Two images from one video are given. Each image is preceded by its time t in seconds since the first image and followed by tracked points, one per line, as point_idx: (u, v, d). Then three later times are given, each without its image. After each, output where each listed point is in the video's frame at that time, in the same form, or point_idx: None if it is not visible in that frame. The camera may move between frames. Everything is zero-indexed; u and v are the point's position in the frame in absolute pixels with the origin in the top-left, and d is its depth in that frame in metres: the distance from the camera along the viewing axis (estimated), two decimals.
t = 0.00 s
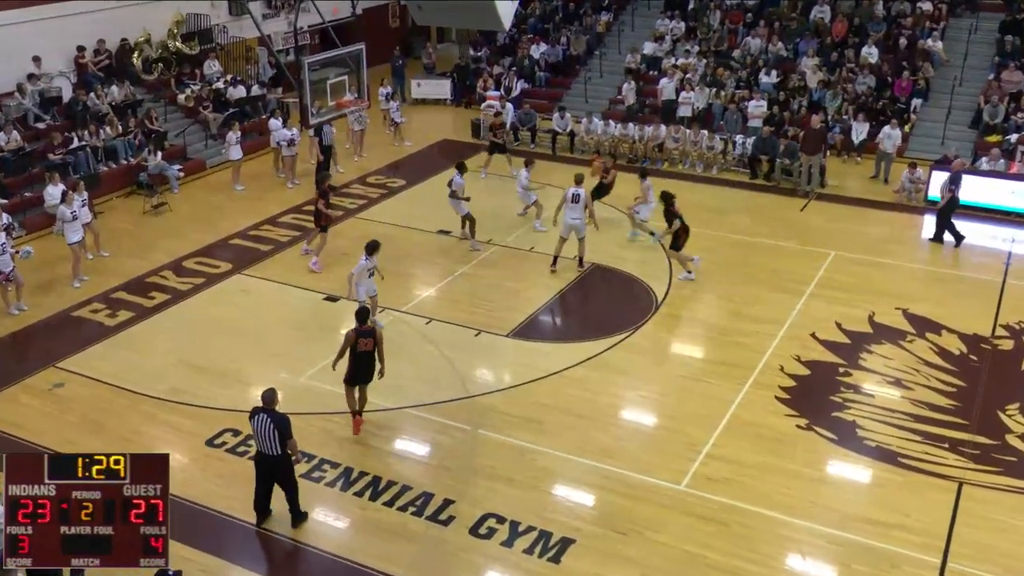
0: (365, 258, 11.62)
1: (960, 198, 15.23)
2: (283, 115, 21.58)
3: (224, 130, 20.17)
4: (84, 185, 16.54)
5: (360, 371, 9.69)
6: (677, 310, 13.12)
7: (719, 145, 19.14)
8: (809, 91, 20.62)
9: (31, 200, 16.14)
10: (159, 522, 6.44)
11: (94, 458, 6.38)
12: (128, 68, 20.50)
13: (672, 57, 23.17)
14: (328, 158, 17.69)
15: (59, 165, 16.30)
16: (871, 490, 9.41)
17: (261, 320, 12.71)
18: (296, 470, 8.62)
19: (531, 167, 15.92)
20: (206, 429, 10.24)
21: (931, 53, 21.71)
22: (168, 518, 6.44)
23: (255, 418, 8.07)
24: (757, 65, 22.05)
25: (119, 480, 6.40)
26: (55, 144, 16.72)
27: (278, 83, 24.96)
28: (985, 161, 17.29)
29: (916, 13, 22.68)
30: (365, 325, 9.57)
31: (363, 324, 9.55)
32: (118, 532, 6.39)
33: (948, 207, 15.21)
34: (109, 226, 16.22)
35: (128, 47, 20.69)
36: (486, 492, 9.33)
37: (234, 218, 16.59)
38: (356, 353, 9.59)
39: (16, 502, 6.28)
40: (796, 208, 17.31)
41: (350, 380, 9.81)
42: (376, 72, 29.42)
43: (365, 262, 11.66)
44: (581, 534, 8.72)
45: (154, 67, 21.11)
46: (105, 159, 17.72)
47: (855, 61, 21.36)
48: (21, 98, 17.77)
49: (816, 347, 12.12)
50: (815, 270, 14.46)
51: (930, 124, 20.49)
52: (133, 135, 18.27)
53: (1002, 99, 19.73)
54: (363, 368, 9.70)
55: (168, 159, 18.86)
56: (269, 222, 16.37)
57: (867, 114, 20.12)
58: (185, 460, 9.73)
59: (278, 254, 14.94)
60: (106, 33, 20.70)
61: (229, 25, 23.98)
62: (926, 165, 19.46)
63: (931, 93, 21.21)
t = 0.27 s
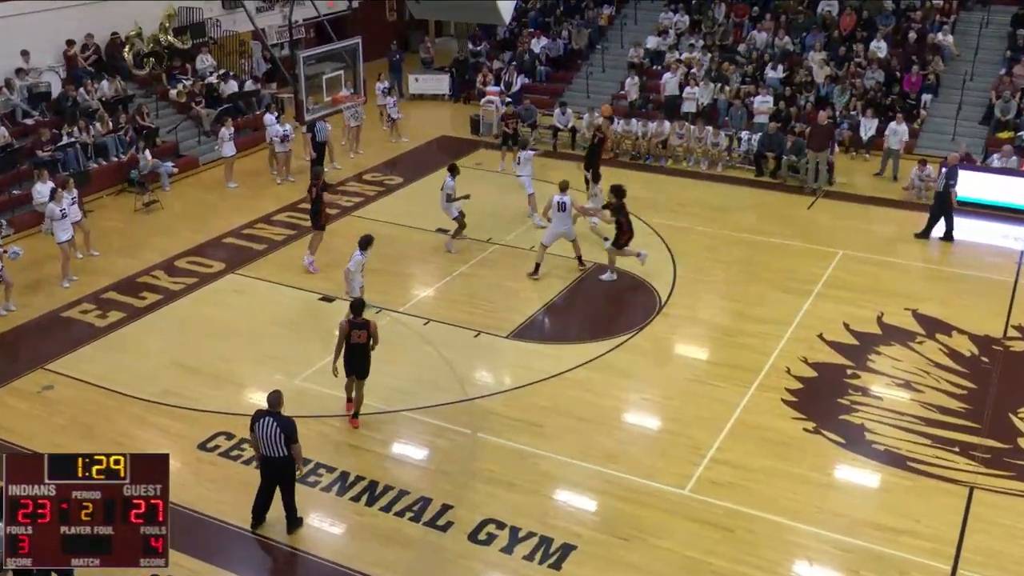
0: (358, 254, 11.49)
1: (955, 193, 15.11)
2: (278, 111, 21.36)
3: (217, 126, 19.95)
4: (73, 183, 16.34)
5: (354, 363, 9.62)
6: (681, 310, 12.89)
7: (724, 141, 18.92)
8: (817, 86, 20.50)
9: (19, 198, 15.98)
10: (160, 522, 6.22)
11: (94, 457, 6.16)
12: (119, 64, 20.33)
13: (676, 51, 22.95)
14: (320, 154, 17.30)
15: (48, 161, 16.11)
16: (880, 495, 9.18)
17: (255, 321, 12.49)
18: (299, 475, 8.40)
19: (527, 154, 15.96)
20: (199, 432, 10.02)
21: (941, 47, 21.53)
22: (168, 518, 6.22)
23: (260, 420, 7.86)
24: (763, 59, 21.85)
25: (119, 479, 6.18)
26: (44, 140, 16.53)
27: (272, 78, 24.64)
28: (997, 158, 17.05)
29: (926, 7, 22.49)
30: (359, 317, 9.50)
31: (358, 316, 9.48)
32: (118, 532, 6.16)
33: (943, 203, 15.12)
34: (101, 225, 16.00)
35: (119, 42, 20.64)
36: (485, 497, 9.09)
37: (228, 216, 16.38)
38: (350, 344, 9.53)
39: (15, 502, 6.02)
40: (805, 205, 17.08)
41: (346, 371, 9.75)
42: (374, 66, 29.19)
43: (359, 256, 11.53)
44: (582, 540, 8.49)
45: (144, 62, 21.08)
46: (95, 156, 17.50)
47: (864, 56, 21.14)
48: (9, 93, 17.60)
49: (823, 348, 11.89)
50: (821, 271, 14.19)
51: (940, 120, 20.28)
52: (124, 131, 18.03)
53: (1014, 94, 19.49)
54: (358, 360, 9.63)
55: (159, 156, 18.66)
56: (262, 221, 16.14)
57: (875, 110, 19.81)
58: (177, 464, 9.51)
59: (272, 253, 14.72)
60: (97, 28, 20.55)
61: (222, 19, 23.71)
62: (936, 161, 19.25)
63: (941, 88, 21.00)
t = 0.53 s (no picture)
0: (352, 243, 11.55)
1: (949, 189, 15.05)
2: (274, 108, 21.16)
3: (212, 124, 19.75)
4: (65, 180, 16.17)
5: (356, 358, 9.48)
6: (683, 311, 12.70)
7: (728, 138, 18.75)
8: (823, 82, 20.46)
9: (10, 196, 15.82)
10: (159, 522, 6.04)
11: (94, 457, 5.98)
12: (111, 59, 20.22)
13: (679, 46, 22.79)
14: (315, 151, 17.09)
15: (39, 159, 15.95)
16: (888, 499, 8.99)
17: (251, 322, 12.30)
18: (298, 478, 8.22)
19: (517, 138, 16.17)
20: (193, 435, 9.83)
21: (950, 42, 21.39)
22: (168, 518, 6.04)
23: (263, 422, 7.68)
24: (768, 54, 21.69)
25: (119, 479, 5.99)
26: (35, 137, 16.38)
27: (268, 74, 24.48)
28: (1006, 155, 16.86)
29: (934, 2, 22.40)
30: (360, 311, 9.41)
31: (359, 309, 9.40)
32: (118, 533, 5.98)
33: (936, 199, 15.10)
34: (96, 224, 15.82)
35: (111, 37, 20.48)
36: (484, 501, 8.91)
37: (223, 215, 16.20)
38: (352, 338, 9.41)
39: (15, 502, 5.84)
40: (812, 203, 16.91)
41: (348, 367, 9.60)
42: (371, 62, 29.00)
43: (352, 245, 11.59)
44: (584, 545, 8.30)
45: (138, 57, 20.62)
46: (87, 153, 17.31)
47: (870, 51, 21.10)
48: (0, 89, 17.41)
49: (828, 349, 11.70)
50: (825, 270, 14.00)
51: (948, 116, 20.12)
52: (117, 129, 17.83)
53: None
54: (360, 355, 9.49)
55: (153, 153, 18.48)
56: (256, 219, 15.95)
57: (882, 107, 19.62)
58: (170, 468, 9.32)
59: (268, 252, 14.53)
60: (89, 23, 20.49)
61: (216, 14, 23.52)
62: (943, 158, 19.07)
63: (949, 84, 20.84)
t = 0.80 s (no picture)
0: (346, 237, 11.83)
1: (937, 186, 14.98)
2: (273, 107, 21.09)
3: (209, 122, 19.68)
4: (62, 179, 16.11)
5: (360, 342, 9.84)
6: (685, 311, 12.63)
7: (730, 137, 18.69)
8: (826, 81, 20.44)
9: (7, 195, 15.76)
10: (160, 522, 5.94)
11: (95, 457, 5.91)
12: (109, 57, 20.13)
13: (680, 44, 22.73)
14: (314, 150, 17.05)
15: (36, 158, 15.89)
16: (891, 501, 8.92)
17: (250, 322, 12.24)
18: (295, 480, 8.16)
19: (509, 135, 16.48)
20: (191, 436, 9.77)
21: (953, 41, 21.34)
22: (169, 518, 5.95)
23: (262, 423, 7.61)
24: (770, 52, 21.63)
25: (119, 479, 5.92)
26: (31, 136, 16.30)
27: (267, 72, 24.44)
28: (1009, 154, 16.80)
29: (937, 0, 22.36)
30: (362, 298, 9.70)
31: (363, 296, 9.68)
32: (118, 533, 5.89)
33: (928, 195, 15.13)
34: (93, 223, 15.76)
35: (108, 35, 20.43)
36: (484, 502, 8.84)
37: (221, 214, 16.14)
38: (355, 324, 9.74)
39: (15, 502, 5.78)
40: (813, 202, 16.84)
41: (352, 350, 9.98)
42: (370, 60, 28.94)
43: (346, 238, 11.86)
44: (584, 547, 8.24)
45: (135, 55, 20.73)
46: (85, 152, 17.25)
47: (873, 50, 21.07)
48: None
49: (830, 350, 11.64)
50: (828, 270, 13.93)
51: (950, 115, 20.07)
52: (114, 128, 17.76)
53: None
54: (364, 338, 9.83)
55: (150, 151, 18.42)
56: (254, 219, 15.89)
57: (884, 105, 19.61)
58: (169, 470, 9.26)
59: (266, 252, 14.46)
60: (86, 21, 20.41)
61: (214, 12, 23.45)
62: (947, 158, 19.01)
63: (953, 83, 20.79)
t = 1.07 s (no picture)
0: (346, 233, 11.82)
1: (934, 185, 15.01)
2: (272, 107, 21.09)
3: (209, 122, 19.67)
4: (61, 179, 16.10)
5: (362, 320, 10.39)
6: (685, 311, 12.62)
7: (730, 137, 18.67)
8: (826, 80, 20.42)
9: (7, 195, 15.76)
10: (160, 522, 5.93)
11: (95, 457, 5.90)
12: (109, 56, 20.14)
13: (680, 44, 22.71)
14: (314, 150, 17.04)
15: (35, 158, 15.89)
16: (891, 501, 8.91)
17: (250, 322, 12.22)
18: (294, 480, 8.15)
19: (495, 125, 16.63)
20: (190, 437, 9.76)
21: (953, 41, 21.32)
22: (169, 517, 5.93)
23: (260, 423, 7.60)
24: (770, 52, 21.62)
25: (119, 479, 5.90)
26: (30, 136, 16.30)
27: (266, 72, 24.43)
28: (1010, 153, 16.78)
29: None
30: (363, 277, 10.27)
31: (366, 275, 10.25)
32: (118, 533, 5.88)
33: (925, 194, 15.15)
34: (93, 223, 15.75)
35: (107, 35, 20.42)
36: (484, 503, 8.83)
37: (220, 214, 16.13)
38: (359, 302, 10.30)
39: (15, 502, 5.77)
40: (813, 203, 16.83)
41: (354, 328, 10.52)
42: (370, 60, 28.93)
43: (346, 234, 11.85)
44: (584, 547, 8.23)
45: (135, 55, 20.75)
46: (84, 152, 17.24)
47: (873, 49, 21.05)
48: None
49: (831, 350, 11.62)
50: (828, 271, 13.92)
51: (951, 115, 20.07)
52: (113, 128, 17.75)
53: None
54: (366, 317, 10.37)
55: (150, 151, 18.42)
56: (254, 219, 15.88)
57: (885, 105, 19.60)
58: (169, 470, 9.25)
59: (266, 252, 14.45)
60: (86, 20, 20.40)
61: (214, 12, 23.45)
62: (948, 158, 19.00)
63: (953, 82, 20.79)
